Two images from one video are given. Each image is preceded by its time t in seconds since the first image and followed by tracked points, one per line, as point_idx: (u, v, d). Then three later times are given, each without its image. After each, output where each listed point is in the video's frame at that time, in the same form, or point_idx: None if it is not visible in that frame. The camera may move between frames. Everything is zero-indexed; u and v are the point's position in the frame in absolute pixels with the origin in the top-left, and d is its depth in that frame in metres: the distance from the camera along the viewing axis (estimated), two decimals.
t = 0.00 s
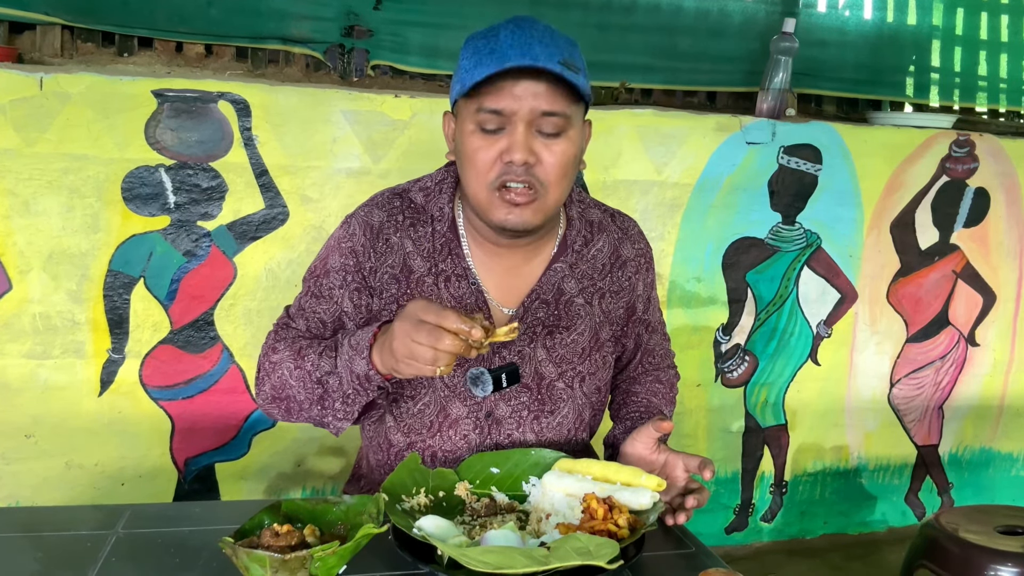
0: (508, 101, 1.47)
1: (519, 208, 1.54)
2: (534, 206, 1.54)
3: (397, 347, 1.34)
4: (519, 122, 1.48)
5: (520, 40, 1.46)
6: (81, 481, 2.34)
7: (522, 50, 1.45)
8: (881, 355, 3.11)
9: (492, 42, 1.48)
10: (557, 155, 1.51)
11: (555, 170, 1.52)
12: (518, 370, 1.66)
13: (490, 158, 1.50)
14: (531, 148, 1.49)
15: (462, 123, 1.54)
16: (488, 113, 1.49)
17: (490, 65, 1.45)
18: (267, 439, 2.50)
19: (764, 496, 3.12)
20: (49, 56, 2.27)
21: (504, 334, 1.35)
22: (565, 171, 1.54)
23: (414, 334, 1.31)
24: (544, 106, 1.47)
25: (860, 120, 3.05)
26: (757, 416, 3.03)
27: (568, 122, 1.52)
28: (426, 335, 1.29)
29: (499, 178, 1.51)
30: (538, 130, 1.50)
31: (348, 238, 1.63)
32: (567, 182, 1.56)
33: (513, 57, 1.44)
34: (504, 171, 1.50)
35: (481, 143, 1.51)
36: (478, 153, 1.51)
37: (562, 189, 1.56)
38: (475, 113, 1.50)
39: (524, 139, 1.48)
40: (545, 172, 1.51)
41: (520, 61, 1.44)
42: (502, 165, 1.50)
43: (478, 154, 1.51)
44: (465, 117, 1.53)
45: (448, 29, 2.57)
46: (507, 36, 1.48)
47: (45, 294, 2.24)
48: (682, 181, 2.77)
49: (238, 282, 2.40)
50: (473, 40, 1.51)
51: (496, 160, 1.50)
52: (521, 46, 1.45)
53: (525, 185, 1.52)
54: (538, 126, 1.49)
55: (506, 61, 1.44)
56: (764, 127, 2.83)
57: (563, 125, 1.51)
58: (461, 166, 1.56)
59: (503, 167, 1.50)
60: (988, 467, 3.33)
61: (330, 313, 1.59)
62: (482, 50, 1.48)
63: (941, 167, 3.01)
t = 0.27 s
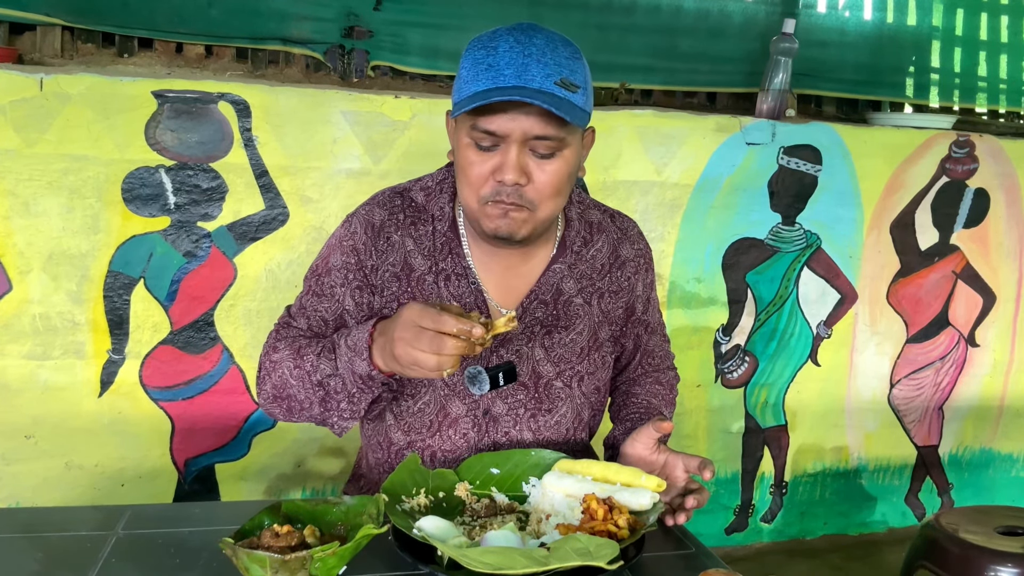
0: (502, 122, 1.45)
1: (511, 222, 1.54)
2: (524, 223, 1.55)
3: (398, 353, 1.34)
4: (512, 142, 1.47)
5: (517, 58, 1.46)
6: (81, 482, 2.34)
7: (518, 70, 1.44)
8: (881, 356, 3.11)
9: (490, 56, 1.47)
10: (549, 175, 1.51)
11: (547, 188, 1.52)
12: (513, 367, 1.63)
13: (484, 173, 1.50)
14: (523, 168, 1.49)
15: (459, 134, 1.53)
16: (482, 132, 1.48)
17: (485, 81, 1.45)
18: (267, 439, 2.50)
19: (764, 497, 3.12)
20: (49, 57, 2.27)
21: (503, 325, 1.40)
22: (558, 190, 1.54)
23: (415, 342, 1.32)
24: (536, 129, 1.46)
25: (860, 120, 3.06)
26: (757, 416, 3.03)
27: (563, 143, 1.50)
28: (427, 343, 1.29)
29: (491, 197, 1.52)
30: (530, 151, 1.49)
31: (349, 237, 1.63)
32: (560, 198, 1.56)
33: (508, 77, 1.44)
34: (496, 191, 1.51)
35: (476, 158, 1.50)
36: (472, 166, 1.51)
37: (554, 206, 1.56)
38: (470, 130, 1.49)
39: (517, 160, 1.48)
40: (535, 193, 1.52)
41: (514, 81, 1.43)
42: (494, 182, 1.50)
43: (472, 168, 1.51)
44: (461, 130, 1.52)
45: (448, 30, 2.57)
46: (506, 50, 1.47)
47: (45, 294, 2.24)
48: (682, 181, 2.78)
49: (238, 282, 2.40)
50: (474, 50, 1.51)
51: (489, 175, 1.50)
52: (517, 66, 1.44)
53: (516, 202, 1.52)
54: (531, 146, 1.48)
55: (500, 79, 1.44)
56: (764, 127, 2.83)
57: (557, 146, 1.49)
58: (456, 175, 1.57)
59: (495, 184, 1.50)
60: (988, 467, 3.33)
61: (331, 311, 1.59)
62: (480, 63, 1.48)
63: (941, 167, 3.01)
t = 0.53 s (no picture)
0: (504, 119, 1.46)
1: (512, 220, 1.54)
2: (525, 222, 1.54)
3: (400, 360, 1.34)
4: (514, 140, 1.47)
5: (520, 56, 1.46)
6: (81, 482, 2.34)
7: (520, 68, 1.44)
8: (881, 356, 3.11)
9: (493, 55, 1.48)
10: (550, 174, 1.51)
11: (548, 186, 1.51)
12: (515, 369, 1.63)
13: (485, 170, 1.50)
14: (525, 165, 1.48)
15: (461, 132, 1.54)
16: (484, 129, 1.48)
17: (488, 79, 1.45)
18: (267, 439, 2.50)
19: (764, 497, 3.12)
20: (49, 57, 2.27)
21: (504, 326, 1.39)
22: (560, 188, 1.53)
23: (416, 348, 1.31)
24: (538, 126, 1.46)
25: (860, 120, 3.06)
26: (757, 416, 3.03)
27: (564, 141, 1.50)
28: (430, 349, 1.29)
29: (492, 195, 1.51)
30: (532, 149, 1.49)
31: (350, 237, 1.63)
32: (561, 197, 1.55)
33: (510, 74, 1.44)
34: (497, 189, 1.50)
35: (477, 155, 1.50)
36: (474, 163, 1.51)
37: (556, 204, 1.56)
38: (471, 127, 1.49)
39: (518, 157, 1.48)
40: (537, 191, 1.51)
41: (516, 79, 1.44)
42: (495, 179, 1.49)
43: (474, 166, 1.51)
44: (463, 128, 1.52)
45: (448, 30, 2.57)
46: (508, 49, 1.48)
47: (45, 294, 2.24)
48: (682, 181, 2.78)
49: (238, 282, 2.40)
50: (476, 49, 1.51)
51: (490, 173, 1.50)
52: (520, 64, 1.45)
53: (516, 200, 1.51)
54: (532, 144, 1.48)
55: (502, 76, 1.44)
56: (764, 127, 2.83)
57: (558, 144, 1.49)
58: (459, 173, 1.57)
59: (497, 182, 1.49)
60: (988, 467, 3.33)
61: (331, 311, 1.59)
62: (482, 62, 1.48)
63: (941, 168, 3.01)
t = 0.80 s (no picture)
0: (505, 98, 1.48)
1: (519, 203, 1.53)
2: (534, 203, 1.53)
3: (403, 381, 1.32)
4: (517, 119, 1.49)
5: (517, 38, 1.49)
6: (81, 481, 2.34)
7: (519, 46, 1.47)
8: (881, 356, 3.11)
9: (490, 41, 1.50)
10: (556, 150, 1.51)
11: (555, 165, 1.51)
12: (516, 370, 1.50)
13: (490, 154, 1.50)
14: (530, 143, 1.49)
15: (462, 122, 1.55)
16: (486, 109, 1.50)
17: (488, 60, 1.47)
18: (267, 439, 2.49)
19: (764, 497, 3.12)
20: (49, 56, 2.26)
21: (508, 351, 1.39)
22: (566, 168, 1.54)
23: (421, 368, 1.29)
24: (540, 102, 1.49)
25: (860, 120, 3.04)
26: (758, 416, 3.03)
27: (567, 118, 1.52)
28: (433, 374, 1.28)
29: (498, 175, 1.51)
30: (535, 126, 1.51)
31: (349, 239, 1.64)
32: (567, 178, 1.55)
33: (510, 52, 1.46)
34: (503, 168, 1.50)
35: (481, 142, 1.51)
36: (477, 150, 1.51)
37: (562, 186, 1.55)
38: (473, 110, 1.52)
39: (522, 135, 1.49)
40: (544, 169, 1.51)
41: (517, 55, 1.46)
42: (501, 162, 1.50)
43: (478, 152, 1.51)
44: (464, 115, 1.54)
45: (448, 29, 2.57)
46: (505, 33, 1.50)
47: (45, 294, 2.24)
48: (682, 181, 2.77)
49: (238, 282, 2.40)
50: (472, 40, 1.54)
51: (495, 156, 1.50)
52: (518, 43, 1.47)
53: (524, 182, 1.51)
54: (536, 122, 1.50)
55: (503, 55, 1.46)
56: (764, 127, 2.83)
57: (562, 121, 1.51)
58: (461, 165, 1.56)
59: (503, 164, 1.50)
60: (988, 467, 3.33)
61: (330, 315, 1.60)
62: (480, 47, 1.50)
63: (941, 167, 3.01)
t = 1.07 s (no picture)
0: (503, 101, 1.48)
1: (518, 208, 1.53)
2: (533, 207, 1.54)
3: (403, 386, 1.33)
4: (515, 122, 1.49)
5: (514, 40, 1.48)
6: (81, 481, 2.34)
7: (516, 49, 1.46)
8: (881, 356, 3.11)
9: (487, 43, 1.50)
10: (553, 154, 1.51)
11: (553, 169, 1.51)
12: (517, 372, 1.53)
13: (487, 158, 1.50)
14: (528, 147, 1.49)
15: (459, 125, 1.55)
16: (483, 113, 1.50)
17: (484, 63, 1.46)
18: (267, 439, 2.50)
19: (764, 497, 3.12)
20: (49, 56, 2.26)
21: (510, 357, 1.33)
22: (564, 171, 1.54)
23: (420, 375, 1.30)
24: (538, 105, 1.49)
25: (860, 120, 3.04)
26: (758, 416, 3.03)
27: (564, 121, 1.52)
28: (434, 381, 1.27)
29: (496, 179, 1.51)
30: (533, 129, 1.51)
31: (347, 242, 1.64)
32: (565, 181, 1.56)
33: (507, 55, 1.46)
34: (501, 172, 1.50)
35: (478, 145, 1.51)
36: (475, 154, 1.51)
37: (560, 189, 1.55)
38: (470, 113, 1.52)
39: (520, 138, 1.49)
40: (542, 172, 1.51)
41: (513, 58, 1.45)
42: (500, 166, 1.50)
43: (475, 156, 1.51)
44: (462, 118, 1.54)
45: (448, 29, 2.57)
46: (502, 36, 1.50)
47: (45, 294, 2.24)
48: (682, 181, 2.78)
49: (238, 282, 2.40)
50: (469, 43, 1.53)
51: (493, 160, 1.50)
52: (515, 46, 1.47)
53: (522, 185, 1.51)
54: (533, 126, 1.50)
55: (500, 58, 1.46)
56: (764, 127, 2.83)
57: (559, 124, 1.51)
58: (459, 168, 1.56)
59: (502, 168, 1.50)
60: (988, 467, 3.33)
61: (329, 318, 1.60)
62: (477, 50, 1.50)
63: (941, 167, 3.01)
